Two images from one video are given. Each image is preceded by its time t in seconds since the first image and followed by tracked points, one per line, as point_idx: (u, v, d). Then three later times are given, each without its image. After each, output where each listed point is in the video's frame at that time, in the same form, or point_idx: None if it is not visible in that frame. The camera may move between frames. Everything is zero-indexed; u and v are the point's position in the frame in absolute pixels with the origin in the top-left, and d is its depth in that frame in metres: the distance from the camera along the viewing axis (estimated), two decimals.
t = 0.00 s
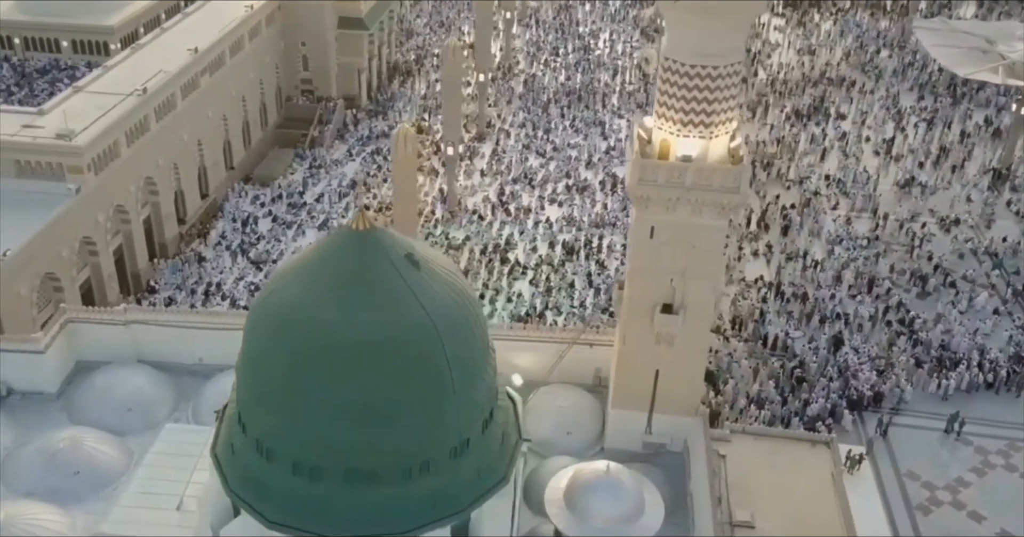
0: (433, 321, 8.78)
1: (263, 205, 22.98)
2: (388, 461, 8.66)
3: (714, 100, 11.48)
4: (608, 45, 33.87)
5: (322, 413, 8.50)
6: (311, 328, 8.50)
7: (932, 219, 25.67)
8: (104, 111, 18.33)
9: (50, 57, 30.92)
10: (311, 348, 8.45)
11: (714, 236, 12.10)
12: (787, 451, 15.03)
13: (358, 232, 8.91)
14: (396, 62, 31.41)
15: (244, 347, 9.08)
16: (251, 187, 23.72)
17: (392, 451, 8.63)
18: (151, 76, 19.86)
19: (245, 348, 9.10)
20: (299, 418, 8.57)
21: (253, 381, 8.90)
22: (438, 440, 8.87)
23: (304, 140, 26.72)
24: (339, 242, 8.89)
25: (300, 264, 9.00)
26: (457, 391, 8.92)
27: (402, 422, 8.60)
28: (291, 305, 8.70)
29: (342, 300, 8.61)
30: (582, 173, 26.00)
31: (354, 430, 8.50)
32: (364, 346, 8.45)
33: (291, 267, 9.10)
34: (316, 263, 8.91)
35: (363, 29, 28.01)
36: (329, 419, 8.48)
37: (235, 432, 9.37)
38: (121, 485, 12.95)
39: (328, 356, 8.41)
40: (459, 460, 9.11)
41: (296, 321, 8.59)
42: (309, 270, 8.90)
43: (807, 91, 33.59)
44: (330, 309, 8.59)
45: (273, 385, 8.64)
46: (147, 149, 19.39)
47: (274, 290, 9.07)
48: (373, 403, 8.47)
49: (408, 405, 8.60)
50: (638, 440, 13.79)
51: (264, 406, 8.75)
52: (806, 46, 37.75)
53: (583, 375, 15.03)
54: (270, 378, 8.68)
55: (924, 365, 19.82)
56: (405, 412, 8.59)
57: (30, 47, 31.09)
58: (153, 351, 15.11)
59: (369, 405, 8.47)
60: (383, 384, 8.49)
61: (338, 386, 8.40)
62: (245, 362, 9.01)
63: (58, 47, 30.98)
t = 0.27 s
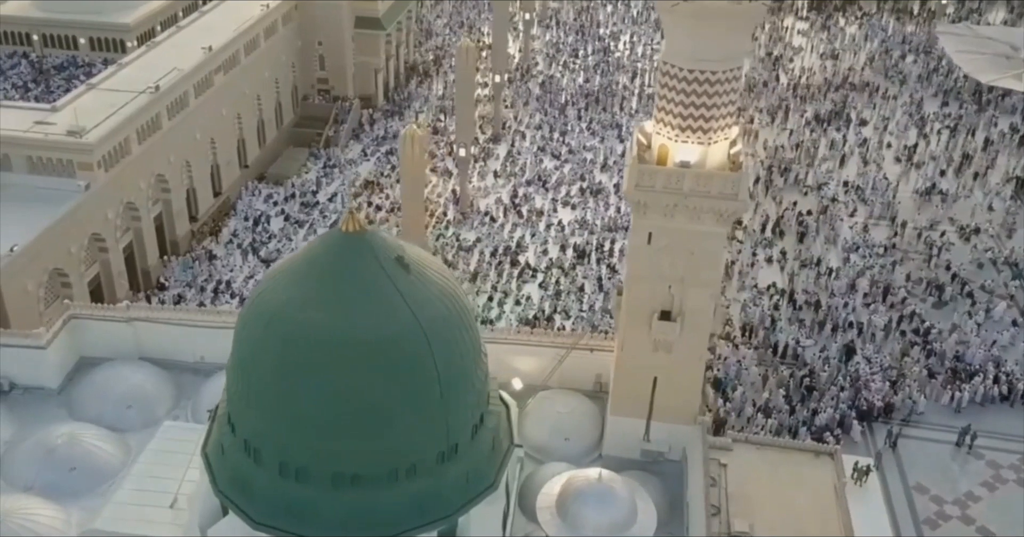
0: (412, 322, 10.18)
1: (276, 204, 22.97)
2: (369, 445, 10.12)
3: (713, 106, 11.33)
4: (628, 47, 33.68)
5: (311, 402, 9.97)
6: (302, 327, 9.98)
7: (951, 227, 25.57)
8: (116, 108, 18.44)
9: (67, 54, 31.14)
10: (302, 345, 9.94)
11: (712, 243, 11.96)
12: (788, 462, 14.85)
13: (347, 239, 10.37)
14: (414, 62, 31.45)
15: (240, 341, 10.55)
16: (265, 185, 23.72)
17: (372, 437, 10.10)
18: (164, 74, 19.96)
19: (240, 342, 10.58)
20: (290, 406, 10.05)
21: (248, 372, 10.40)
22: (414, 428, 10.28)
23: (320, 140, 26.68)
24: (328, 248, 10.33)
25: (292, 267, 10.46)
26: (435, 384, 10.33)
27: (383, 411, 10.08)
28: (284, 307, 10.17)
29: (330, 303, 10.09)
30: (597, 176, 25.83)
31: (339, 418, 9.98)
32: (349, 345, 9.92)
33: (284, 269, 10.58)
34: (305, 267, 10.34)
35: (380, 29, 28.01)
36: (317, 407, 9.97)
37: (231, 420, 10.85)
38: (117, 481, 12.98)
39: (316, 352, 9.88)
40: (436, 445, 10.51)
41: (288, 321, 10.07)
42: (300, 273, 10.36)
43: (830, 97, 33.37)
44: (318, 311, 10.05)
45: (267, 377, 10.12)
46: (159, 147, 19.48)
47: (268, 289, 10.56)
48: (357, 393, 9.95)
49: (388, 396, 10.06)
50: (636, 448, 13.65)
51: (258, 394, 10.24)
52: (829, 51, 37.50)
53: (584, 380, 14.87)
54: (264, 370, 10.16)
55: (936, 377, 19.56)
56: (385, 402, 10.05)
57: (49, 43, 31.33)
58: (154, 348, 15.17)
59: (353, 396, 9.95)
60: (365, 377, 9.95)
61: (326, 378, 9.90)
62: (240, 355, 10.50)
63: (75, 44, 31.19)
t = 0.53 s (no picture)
0: (406, 324, 10.14)
1: (291, 203, 22.92)
2: (363, 446, 10.08)
3: (713, 113, 11.19)
4: (650, 50, 33.44)
5: (305, 404, 9.92)
6: (295, 329, 9.92)
7: (975, 238, 25.27)
8: (131, 105, 18.54)
9: (87, 50, 30.91)
10: (296, 347, 9.88)
11: (712, 250, 11.81)
12: (792, 473, 14.64)
13: (340, 239, 10.32)
14: (435, 62, 31.49)
15: (231, 342, 10.49)
16: (281, 184, 23.70)
17: (366, 438, 10.06)
18: (180, 72, 20.06)
19: (232, 343, 10.51)
20: (283, 407, 10.00)
21: (240, 374, 10.33)
22: (408, 430, 10.23)
23: (337, 139, 26.68)
24: (321, 248, 10.28)
25: (284, 268, 10.41)
26: (428, 386, 10.29)
27: (377, 412, 10.04)
28: (277, 308, 10.11)
29: (323, 304, 10.04)
30: (613, 179, 25.64)
31: (332, 420, 9.93)
32: (342, 346, 9.88)
33: (276, 270, 10.52)
34: (297, 268, 10.28)
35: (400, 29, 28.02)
36: (310, 409, 9.92)
37: (222, 420, 10.80)
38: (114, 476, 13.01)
39: (310, 354, 9.82)
40: (429, 447, 10.46)
41: (282, 322, 10.02)
42: (293, 274, 10.29)
43: (855, 104, 33.00)
44: (311, 312, 9.99)
45: (259, 378, 10.06)
46: (173, 144, 19.56)
47: (259, 291, 10.49)
48: (351, 395, 9.90)
49: (382, 398, 10.02)
50: (635, 456, 13.50)
51: (251, 395, 10.19)
52: (856, 58, 37.12)
53: (586, 386, 14.73)
54: (257, 371, 10.10)
55: (952, 390, 19.23)
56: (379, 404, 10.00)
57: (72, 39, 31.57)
58: (158, 345, 15.22)
59: (347, 398, 9.91)
60: (359, 379, 9.90)
61: (320, 380, 9.86)
62: (232, 356, 10.43)
63: (96, 41, 31.00)
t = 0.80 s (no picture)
0: (398, 326, 10.10)
1: (305, 201, 22.95)
2: (353, 448, 10.06)
3: (715, 118, 11.06)
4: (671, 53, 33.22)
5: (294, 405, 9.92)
6: (286, 330, 9.93)
7: (996, 248, 24.91)
8: (145, 103, 18.63)
9: (106, 47, 30.02)
10: (287, 347, 9.89)
11: (713, 258, 11.69)
12: (796, 484, 14.45)
13: (334, 240, 10.30)
14: (454, 63, 31.47)
15: (226, 341, 10.53)
16: (296, 183, 23.74)
17: (356, 440, 10.03)
18: (195, 70, 20.14)
19: (227, 341, 10.55)
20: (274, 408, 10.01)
21: (233, 373, 10.35)
22: (398, 433, 10.18)
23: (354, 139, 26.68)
24: (316, 248, 10.26)
25: (278, 268, 10.41)
26: (419, 389, 10.23)
27: (366, 415, 10.00)
28: (270, 308, 10.13)
29: (315, 305, 10.03)
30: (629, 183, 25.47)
31: (322, 421, 9.91)
32: (333, 347, 9.86)
33: (272, 269, 10.53)
34: (291, 268, 10.27)
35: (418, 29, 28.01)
36: (300, 409, 9.91)
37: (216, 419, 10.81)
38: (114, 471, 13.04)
39: (300, 354, 9.82)
40: (420, 451, 10.41)
41: (274, 322, 10.04)
42: (287, 274, 10.30)
43: (878, 110, 32.63)
44: (303, 312, 9.99)
45: (251, 377, 10.08)
46: (187, 142, 19.63)
47: (254, 290, 10.51)
48: (341, 397, 9.87)
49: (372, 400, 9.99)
50: (635, 464, 13.38)
51: (242, 394, 10.21)
52: (881, 64, 36.72)
53: (589, 392, 14.58)
54: (249, 371, 10.12)
55: (967, 403, 18.92)
56: (369, 406, 9.95)
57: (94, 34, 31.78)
58: (164, 342, 15.27)
59: (336, 399, 9.88)
60: (350, 382, 9.86)
61: (310, 380, 9.85)
62: (227, 356, 10.45)
63: (115, 38, 30.10)
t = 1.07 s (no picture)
0: (389, 328, 10.02)
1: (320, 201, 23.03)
2: (340, 450, 9.98)
3: (718, 124, 10.90)
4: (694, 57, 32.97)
5: (283, 405, 9.86)
6: (277, 330, 9.88)
7: (1020, 260, 24.53)
8: (161, 100, 18.71)
9: (126, 45, 29.36)
10: (277, 347, 9.84)
11: (714, 265, 11.54)
12: (801, 496, 14.25)
13: (327, 241, 10.25)
14: (475, 64, 31.44)
15: (219, 340, 10.50)
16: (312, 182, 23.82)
17: (344, 442, 9.95)
18: (211, 68, 20.22)
19: (219, 341, 10.51)
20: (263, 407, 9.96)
21: (225, 372, 10.31)
22: (387, 436, 10.09)
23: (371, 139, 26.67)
24: (309, 248, 10.22)
25: (271, 269, 10.36)
26: (409, 392, 10.14)
27: (355, 417, 9.91)
28: (262, 308, 10.09)
29: (307, 306, 9.98)
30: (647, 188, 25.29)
31: (310, 422, 9.84)
32: (324, 348, 9.79)
33: (266, 269, 10.50)
34: (284, 268, 10.24)
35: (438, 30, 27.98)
36: (288, 410, 9.85)
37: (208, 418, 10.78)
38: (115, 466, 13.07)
39: (289, 354, 9.76)
40: (409, 454, 10.32)
41: (265, 321, 10.00)
42: (280, 274, 10.26)
43: (903, 117, 32.23)
44: (294, 312, 9.94)
45: (241, 377, 10.03)
46: (202, 139, 19.69)
47: (248, 289, 10.49)
48: (329, 398, 9.80)
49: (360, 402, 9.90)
50: (635, 472, 13.23)
51: (233, 394, 10.17)
52: (908, 70, 36.28)
53: (592, 398, 14.45)
54: (239, 370, 10.08)
55: (983, 418, 18.58)
56: (358, 408, 9.87)
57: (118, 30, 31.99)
58: (170, 338, 15.33)
59: (324, 400, 9.81)
60: (338, 383, 9.79)
61: (299, 381, 9.79)
62: (218, 355, 10.42)
63: (136, 35, 29.41)
